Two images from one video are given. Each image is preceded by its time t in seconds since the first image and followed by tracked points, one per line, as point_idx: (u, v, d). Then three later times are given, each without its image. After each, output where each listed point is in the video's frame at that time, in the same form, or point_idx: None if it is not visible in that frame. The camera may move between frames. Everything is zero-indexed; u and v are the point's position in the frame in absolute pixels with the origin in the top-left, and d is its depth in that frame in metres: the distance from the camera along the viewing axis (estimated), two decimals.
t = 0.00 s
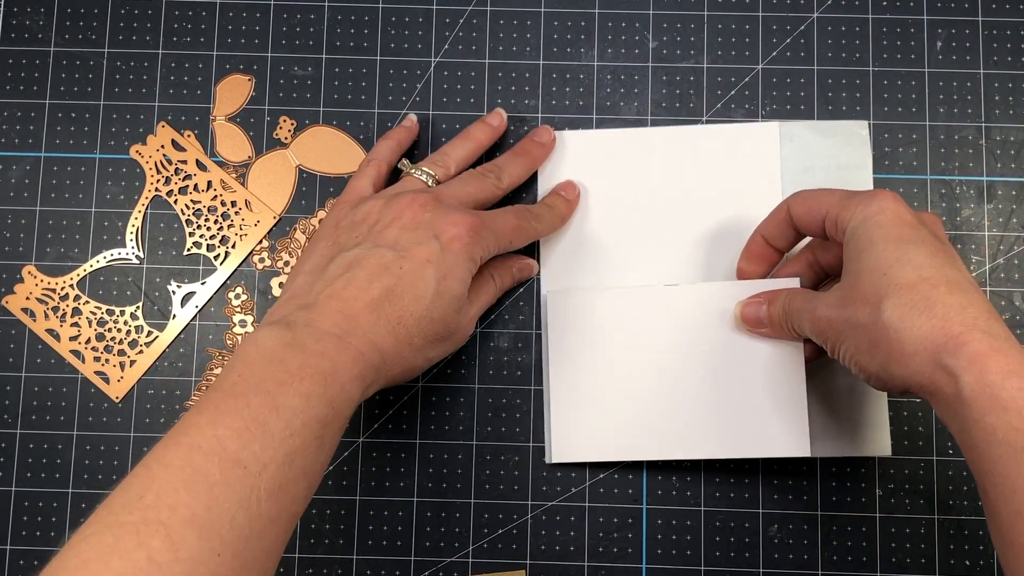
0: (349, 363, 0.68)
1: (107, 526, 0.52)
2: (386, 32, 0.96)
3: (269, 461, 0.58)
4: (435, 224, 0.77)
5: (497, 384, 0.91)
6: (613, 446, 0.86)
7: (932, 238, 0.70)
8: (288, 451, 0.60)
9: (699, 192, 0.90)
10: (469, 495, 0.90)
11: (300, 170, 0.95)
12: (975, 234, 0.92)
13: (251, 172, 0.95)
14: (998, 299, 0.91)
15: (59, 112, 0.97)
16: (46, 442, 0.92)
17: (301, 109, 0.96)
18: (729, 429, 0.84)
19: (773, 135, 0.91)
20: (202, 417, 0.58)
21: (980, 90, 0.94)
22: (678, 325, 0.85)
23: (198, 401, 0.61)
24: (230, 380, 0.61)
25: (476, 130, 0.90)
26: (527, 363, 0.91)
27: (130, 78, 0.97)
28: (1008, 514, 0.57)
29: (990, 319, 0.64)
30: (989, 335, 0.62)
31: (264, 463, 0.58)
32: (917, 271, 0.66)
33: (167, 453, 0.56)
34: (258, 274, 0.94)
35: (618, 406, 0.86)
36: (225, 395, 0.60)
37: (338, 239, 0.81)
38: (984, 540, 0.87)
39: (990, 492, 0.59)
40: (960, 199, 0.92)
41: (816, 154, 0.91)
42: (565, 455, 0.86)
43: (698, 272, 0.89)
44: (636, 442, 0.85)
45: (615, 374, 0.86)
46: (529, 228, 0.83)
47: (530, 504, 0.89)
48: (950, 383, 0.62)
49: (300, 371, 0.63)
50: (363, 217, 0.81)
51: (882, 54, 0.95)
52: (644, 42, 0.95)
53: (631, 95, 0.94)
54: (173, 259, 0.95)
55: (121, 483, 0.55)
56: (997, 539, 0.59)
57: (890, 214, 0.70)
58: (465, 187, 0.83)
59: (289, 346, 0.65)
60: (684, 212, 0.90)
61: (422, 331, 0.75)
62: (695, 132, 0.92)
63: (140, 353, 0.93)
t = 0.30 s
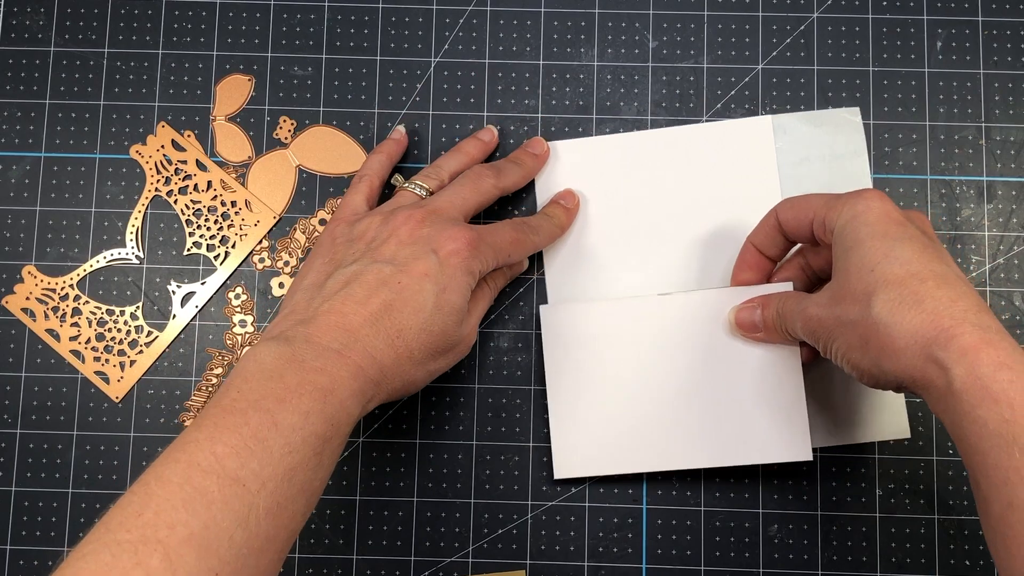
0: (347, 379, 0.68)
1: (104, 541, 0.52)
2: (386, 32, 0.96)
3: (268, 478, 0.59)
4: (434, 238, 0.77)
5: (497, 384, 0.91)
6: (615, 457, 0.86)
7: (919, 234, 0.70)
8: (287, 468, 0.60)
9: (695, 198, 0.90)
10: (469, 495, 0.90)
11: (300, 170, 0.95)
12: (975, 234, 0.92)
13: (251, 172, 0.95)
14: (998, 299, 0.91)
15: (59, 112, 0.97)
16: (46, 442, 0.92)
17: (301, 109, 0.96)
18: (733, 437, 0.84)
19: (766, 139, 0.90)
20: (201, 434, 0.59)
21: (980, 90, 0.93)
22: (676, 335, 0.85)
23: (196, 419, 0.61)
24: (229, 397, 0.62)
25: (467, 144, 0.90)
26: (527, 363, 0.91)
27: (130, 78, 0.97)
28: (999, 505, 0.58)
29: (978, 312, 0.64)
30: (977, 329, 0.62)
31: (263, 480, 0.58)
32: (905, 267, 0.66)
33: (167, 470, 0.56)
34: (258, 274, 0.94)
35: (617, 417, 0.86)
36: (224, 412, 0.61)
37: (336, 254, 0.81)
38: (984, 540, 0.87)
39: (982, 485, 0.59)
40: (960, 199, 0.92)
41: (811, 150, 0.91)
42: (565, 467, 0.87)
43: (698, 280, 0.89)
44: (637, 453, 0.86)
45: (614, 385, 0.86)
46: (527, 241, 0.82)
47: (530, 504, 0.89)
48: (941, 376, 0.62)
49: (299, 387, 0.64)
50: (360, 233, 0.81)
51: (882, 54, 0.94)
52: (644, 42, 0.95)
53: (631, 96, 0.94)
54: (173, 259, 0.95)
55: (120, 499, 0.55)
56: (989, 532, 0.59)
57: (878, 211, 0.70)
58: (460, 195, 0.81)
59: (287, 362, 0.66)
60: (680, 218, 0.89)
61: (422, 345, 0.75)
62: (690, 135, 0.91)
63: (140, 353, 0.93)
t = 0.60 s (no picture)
0: (347, 375, 0.68)
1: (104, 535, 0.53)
2: (386, 32, 0.96)
3: (268, 473, 0.59)
4: (432, 234, 0.77)
5: (497, 384, 0.91)
6: (616, 453, 0.86)
7: (929, 229, 0.70)
8: (287, 464, 0.60)
9: (696, 199, 0.90)
10: (469, 495, 0.90)
11: (300, 170, 0.95)
12: (975, 234, 0.92)
13: (251, 172, 0.95)
14: (998, 299, 0.91)
15: (59, 112, 0.97)
16: (46, 442, 0.92)
17: (301, 109, 0.96)
18: (734, 433, 0.85)
19: (766, 141, 0.90)
20: (201, 429, 0.59)
21: (980, 90, 0.93)
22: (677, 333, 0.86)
23: (195, 415, 0.61)
24: (229, 393, 0.62)
25: (466, 143, 0.90)
26: (527, 363, 0.91)
27: (130, 78, 0.97)
28: (1003, 496, 0.58)
29: (986, 305, 0.64)
30: (984, 322, 0.62)
31: (263, 475, 0.58)
32: (913, 260, 0.66)
33: (167, 465, 0.56)
34: (258, 274, 0.94)
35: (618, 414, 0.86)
36: (224, 407, 0.61)
37: (334, 252, 0.81)
38: (984, 540, 0.87)
39: (987, 477, 0.59)
40: (960, 199, 0.92)
41: (810, 150, 0.91)
42: (572, 469, 0.87)
43: (700, 277, 0.89)
44: (638, 449, 0.86)
45: (615, 382, 0.86)
46: (527, 237, 0.82)
47: (530, 504, 0.89)
48: (947, 368, 0.62)
49: (299, 383, 0.64)
50: (358, 231, 0.81)
51: (882, 54, 0.95)
52: (644, 42, 0.95)
53: (632, 96, 0.94)
54: (173, 259, 0.95)
55: (120, 495, 0.55)
56: (993, 524, 0.59)
57: (887, 207, 0.70)
58: (459, 192, 0.81)
59: (287, 358, 0.66)
60: (681, 219, 0.89)
61: (422, 341, 0.75)
62: (691, 136, 0.91)
63: (140, 353, 0.93)
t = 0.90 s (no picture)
0: (348, 374, 0.68)
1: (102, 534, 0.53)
2: (386, 32, 0.96)
3: (268, 473, 0.59)
4: (432, 233, 0.77)
5: (497, 384, 0.91)
6: (616, 453, 0.86)
7: (925, 230, 0.70)
8: (288, 463, 0.60)
9: (695, 200, 0.90)
10: (469, 495, 0.90)
11: (300, 170, 0.95)
12: (975, 234, 0.92)
13: (251, 172, 0.95)
14: (998, 299, 0.91)
15: (59, 112, 0.97)
16: (46, 442, 0.92)
17: (301, 109, 0.96)
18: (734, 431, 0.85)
19: (766, 140, 0.90)
20: (201, 429, 0.59)
21: (980, 90, 0.93)
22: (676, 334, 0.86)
23: (196, 415, 0.61)
24: (230, 393, 0.62)
25: (466, 143, 0.90)
26: (527, 363, 0.91)
27: (130, 78, 0.97)
28: (996, 496, 0.58)
29: (981, 307, 0.64)
30: (979, 324, 0.62)
31: (264, 475, 0.58)
32: (908, 262, 0.66)
33: (168, 465, 0.56)
34: (258, 274, 0.94)
35: (618, 413, 0.86)
36: (225, 407, 0.61)
37: (335, 252, 0.81)
38: (984, 540, 0.87)
39: (979, 476, 0.59)
40: (960, 199, 0.92)
41: (808, 149, 0.91)
42: (572, 468, 0.87)
43: (700, 277, 0.88)
44: (638, 449, 0.86)
45: (614, 381, 0.86)
46: (527, 237, 0.82)
47: (530, 504, 0.89)
48: (941, 369, 0.62)
49: (299, 383, 0.64)
50: (358, 230, 0.81)
51: (882, 54, 0.95)
52: (644, 42, 0.95)
53: (632, 96, 0.94)
54: (173, 259, 0.95)
55: (120, 494, 0.55)
56: (986, 524, 0.59)
57: (884, 208, 0.70)
58: (460, 192, 0.81)
59: (287, 358, 0.66)
60: (680, 220, 0.89)
61: (422, 340, 0.75)
62: (690, 137, 0.91)
63: (140, 353, 0.93)
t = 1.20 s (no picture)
0: (348, 374, 0.68)
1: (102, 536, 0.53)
2: (386, 32, 0.96)
3: (269, 473, 0.59)
4: (432, 232, 0.77)
5: (497, 384, 0.91)
6: (616, 453, 0.86)
7: (926, 229, 0.70)
8: (288, 464, 0.60)
9: (695, 200, 0.90)
10: (469, 495, 0.90)
11: (300, 170, 0.95)
12: (975, 234, 0.92)
13: (251, 172, 0.95)
14: (998, 299, 0.91)
15: (59, 112, 0.97)
16: (46, 442, 0.92)
17: (301, 109, 0.96)
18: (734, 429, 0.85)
19: (766, 140, 0.90)
20: (202, 429, 0.59)
21: (980, 90, 0.93)
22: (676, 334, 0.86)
23: (197, 415, 0.61)
24: (231, 393, 0.62)
25: (467, 144, 0.90)
26: (527, 363, 0.91)
27: (130, 78, 0.97)
28: (996, 496, 0.58)
29: (981, 306, 0.64)
30: (979, 322, 0.62)
31: (264, 475, 0.58)
32: (909, 261, 0.66)
33: (168, 465, 0.56)
34: (258, 274, 0.94)
35: (619, 412, 0.86)
36: (225, 407, 0.61)
37: (335, 252, 0.81)
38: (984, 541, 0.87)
39: (979, 476, 0.59)
40: (960, 199, 0.92)
41: (808, 150, 0.91)
42: (572, 468, 0.87)
43: (699, 277, 0.89)
44: (639, 448, 0.86)
45: (615, 381, 0.87)
46: (527, 237, 0.82)
47: (530, 504, 0.89)
48: (940, 368, 0.62)
49: (300, 383, 0.64)
50: (358, 230, 0.81)
51: (882, 54, 0.95)
52: (644, 42, 0.95)
53: (632, 96, 0.94)
54: (173, 259, 0.95)
55: (120, 495, 0.55)
56: (985, 524, 0.59)
57: (884, 207, 0.70)
58: (460, 192, 0.81)
59: (288, 358, 0.66)
60: (680, 220, 0.89)
61: (422, 340, 0.75)
62: (690, 138, 0.91)
63: (140, 353, 0.93)
